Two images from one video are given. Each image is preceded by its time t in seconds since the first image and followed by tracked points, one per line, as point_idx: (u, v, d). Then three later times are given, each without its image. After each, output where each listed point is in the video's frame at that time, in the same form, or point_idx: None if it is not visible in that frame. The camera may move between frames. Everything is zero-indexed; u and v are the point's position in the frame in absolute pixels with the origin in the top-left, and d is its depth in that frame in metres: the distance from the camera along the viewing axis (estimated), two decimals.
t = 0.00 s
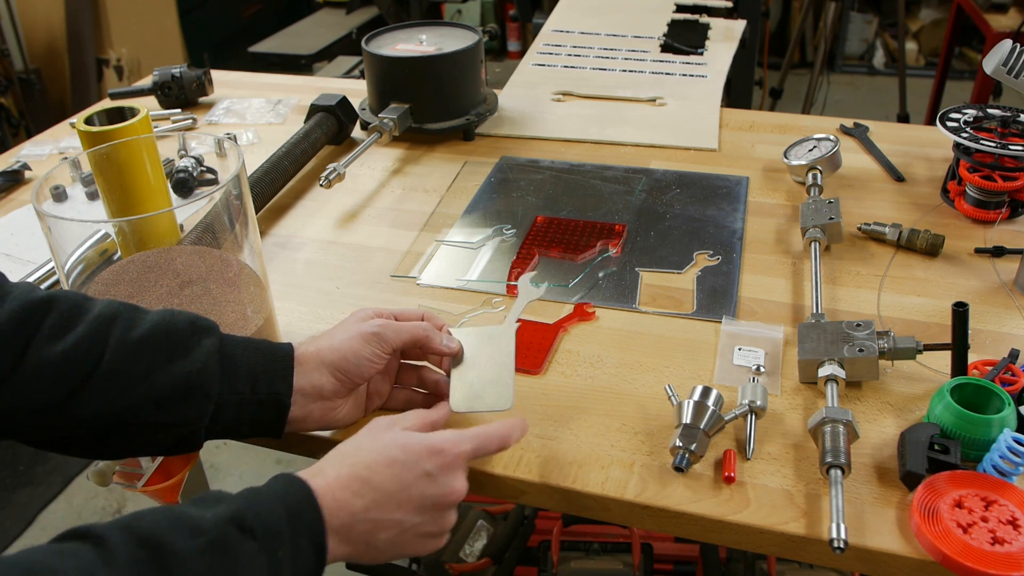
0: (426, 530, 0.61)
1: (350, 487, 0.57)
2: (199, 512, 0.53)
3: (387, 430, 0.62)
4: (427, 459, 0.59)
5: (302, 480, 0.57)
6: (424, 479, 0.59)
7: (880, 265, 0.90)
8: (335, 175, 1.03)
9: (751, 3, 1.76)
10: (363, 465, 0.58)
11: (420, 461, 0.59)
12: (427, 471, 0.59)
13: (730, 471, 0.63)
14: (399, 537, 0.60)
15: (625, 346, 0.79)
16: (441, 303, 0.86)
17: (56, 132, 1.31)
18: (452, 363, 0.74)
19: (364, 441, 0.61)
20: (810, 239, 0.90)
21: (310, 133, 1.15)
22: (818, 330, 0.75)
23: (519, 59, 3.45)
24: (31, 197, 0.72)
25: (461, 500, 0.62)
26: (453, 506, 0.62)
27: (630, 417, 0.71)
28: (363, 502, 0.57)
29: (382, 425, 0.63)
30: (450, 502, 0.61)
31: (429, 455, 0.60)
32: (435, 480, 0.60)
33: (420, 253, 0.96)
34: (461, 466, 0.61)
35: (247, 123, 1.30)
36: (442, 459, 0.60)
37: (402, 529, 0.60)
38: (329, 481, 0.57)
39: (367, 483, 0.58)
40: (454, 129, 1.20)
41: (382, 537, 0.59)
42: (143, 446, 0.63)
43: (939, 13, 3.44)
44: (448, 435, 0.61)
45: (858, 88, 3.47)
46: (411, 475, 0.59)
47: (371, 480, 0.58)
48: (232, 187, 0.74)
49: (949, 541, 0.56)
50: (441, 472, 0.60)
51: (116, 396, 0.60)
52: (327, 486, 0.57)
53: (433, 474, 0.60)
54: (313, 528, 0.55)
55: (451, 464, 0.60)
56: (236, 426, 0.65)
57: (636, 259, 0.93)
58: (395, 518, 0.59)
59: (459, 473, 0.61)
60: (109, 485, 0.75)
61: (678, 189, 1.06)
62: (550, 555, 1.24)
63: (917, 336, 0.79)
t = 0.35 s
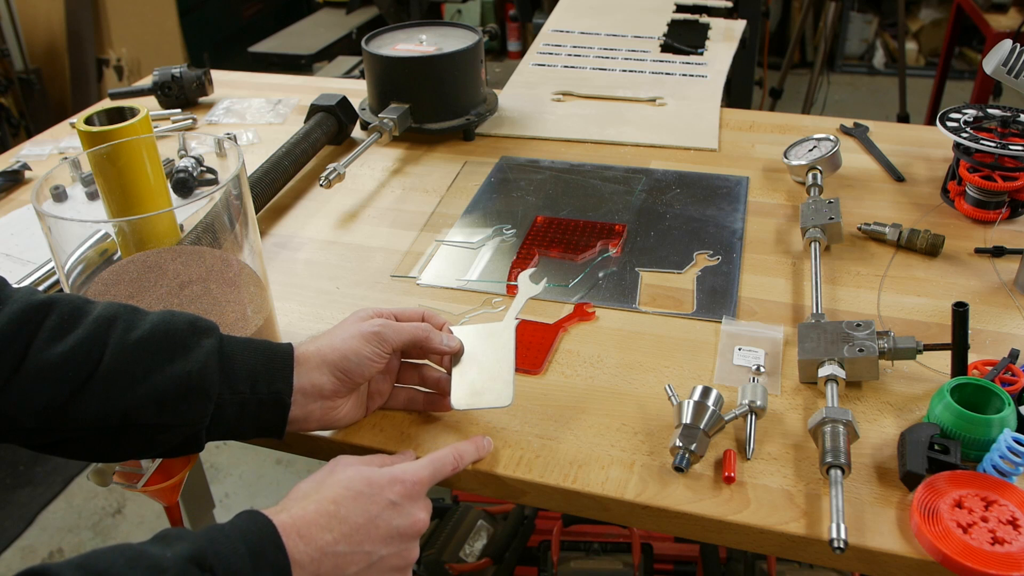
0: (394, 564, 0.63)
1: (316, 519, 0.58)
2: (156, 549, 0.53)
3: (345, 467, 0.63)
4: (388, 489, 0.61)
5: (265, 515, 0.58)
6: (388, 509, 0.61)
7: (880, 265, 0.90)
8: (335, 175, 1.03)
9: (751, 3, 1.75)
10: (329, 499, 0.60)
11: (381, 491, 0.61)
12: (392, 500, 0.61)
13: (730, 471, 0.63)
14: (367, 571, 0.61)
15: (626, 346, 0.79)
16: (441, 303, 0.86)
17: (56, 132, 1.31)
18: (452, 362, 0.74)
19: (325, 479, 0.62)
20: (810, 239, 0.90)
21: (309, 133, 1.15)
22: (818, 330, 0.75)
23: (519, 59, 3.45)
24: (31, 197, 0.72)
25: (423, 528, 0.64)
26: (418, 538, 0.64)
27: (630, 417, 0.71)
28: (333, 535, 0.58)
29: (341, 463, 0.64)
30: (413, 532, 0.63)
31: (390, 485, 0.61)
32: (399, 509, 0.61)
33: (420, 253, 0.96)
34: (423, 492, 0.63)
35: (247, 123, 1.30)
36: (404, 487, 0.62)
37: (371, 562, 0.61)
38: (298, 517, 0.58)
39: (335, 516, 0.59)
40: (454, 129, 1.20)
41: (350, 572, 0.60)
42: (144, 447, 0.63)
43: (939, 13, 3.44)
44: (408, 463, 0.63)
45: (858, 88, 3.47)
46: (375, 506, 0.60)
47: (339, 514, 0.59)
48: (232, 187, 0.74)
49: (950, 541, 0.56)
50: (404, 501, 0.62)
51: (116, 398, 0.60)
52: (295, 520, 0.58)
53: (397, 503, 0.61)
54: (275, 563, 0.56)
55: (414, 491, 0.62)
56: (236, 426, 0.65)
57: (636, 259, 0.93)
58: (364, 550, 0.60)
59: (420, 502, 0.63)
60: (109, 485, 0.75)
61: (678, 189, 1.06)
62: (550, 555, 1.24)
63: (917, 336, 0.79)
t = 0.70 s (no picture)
0: (394, 566, 0.62)
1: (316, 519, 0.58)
2: (153, 549, 0.53)
3: (346, 468, 0.63)
4: (390, 491, 0.61)
5: (265, 514, 0.58)
6: (390, 511, 0.61)
7: (880, 265, 0.90)
8: (335, 175, 1.03)
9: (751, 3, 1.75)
10: (329, 499, 0.60)
11: (381, 493, 0.61)
12: (392, 502, 0.61)
13: (730, 471, 0.63)
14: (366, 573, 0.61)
15: (626, 346, 0.79)
16: (441, 303, 0.86)
17: (56, 131, 1.31)
18: (452, 363, 0.73)
19: (326, 479, 0.62)
20: (810, 239, 0.90)
21: (310, 133, 1.15)
22: (818, 330, 0.75)
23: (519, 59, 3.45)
24: (31, 197, 0.72)
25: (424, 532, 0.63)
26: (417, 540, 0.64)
27: (630, 417, 0.71)
28: (332, 535, 0.58)
29: (342, 464, 0.64)
30: (413, 535, 0.63)
31: (391, 487, 0.61)
32: (400, 511, 0.61)
33: (420, 253, 0.96)
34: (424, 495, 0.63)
35: (247, 123, 1.30)
36: (405, 490, 0.61)
37: (370, 564, 0.60)
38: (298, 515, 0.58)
39: (335, 516, 0.59)
40: (454, 129, 1.20)
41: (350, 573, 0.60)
42: (144, 447, 0.63)
43: (939, 13, 3.44)
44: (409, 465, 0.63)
45: (858, 88, 3.47)
46: (377, 507, 0.60)
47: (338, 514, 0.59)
48: (232, 187, 0.74)
49: (950, 541, 0.56)
50: (405, 503, 0.62)
51: (116, 398, 0.60)
52: (295, 518, 0.58)
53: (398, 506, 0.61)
54: (274, 563, 0.55)
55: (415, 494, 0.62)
56: (236, 426, 0.65)
57: (636, 259, 0.93)
58: (363, 551, 0.60)
59: (420, 505, 0.63)
60: (110, 485, 0.75)
61: (679, 189, 1.06)
62: (550, 555, 1.24)
63: (917, 336, 0.79)
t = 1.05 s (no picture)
0: (394, 566, 0.62)
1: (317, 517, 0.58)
2: (153, 547, 0.54)
3: (347, 468, 0.63)
4: (391, 491, 0.61)
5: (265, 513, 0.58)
6: (390, 511, 0.61)
7: (880, 265, 0.90)
8: (335, 175, 1.03)
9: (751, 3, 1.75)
10: (330, 498, 0.60)
11: (382, 493, 0.61)
12: (393, 502, 0.61)
13: (730, 471, 0.63)
14: (366, 573, 0.61)
15: (626, 346, 0.79)
16: (441, 303, 0.86)
17: (56, 131, 1.31)
18: (451, 363, 0.73)
19: (327, 479, 0.62)
20: (810, 239, 0.90)
21: (310, 133, 1.15)
22: (818, 330, 0.75)
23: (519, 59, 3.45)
24: (31, 197, 0.72)
25: (424, 532, 0.63)
26: (417, 541, 0.64)
27: (630, 417, 0.71)
28: (333, 535, 0.58)
29: (342, 463, 0.64)
30: (414, 535, 0.63)
31: (392, 487, 0.61)
32: (401, 511, 0.62)
33: (420, 253, 0.96)
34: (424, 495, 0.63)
35: (247, 123, 1.30)
36: (406, 490, 0.62)
37: (370, 564, 0.60)
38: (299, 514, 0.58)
39: (335, 516, 0.59)
40: (454, 129, 1.20)
41: (349, 573, 0.60)
42: (142, 447, 0.63)
43: (939, 13, 3.44)
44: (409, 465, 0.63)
45: (858, 88, 3.47)
46: (377, 507, 0.60)
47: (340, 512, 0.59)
48: (232, 187, 0.74)
49: (950, 541, 0.56)
50: (406, 503, 0.62)
51: (114, 398, 0.60)
52: (295, 518, 0.58)
53: (398, 506, 0.61)
54: (273, 562, 0.55)
55: (416, 494, 0.62)
56: (234, 426, 0.65)
57: (636, 259, 0.93)
58: (364, 552, 0.60)
59: (421, 505, 0.63)
60: (110, 485, 0.76)
61: (679, 189, 1.06)
62: (550, 555, 1.24)
63: (917, 336, 0.79)
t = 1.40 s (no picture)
0: (394, 562, 0.62)
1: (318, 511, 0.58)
2: (152, 546, 0.53)
3: (348, 462, 0.63)
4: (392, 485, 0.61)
5: (266, 508, 0.58)
6: (392, 505, 0.61)
7: (879, 265, 0.90)
8: (335, 175, 1.03)
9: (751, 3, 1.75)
10: (332, 492, 0.60)
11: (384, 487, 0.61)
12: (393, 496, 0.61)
13: (730, 471, 0.63)
14: (367, 568, 0.61)
15: (626, 346, 0.79)
16: (441, 303, 0.86)
17: (56, 132, 1.31)
18: (450, 363, 0.73)
19: (327, 473, 0.62)
20: (810, 239, 0.90)
21: (310, 133, 1.15)
22: (818, 330, 0.75)
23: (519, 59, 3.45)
24: (31, 197, 0.72)
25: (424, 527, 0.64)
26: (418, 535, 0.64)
27: (630, 417, 0.71)
28: (335, 528, 0.58)
29: (342, 458, 0.64)
30: (414, 530, 0.63)
31: (394, 481, 0.61)
32: (402, 506, 0.62)
33: (420, 253, 0.96)
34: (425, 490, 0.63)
35: (247, 123, 1.30)
36: (407, 485, 0.62)
37: (371, 558, 0.60)
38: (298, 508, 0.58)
39: (337, 509, 0.59)
40: (454, 128, 1.20)
41: (350, 567, 0.59)
42: (141, 447, 0.63)
43: (939, 13, 3.44)
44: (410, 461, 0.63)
45: (858, 88, 3.47)
46: (379, 501, 0.60)
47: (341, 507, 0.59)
48: (232, 187, 0.74)
49: (950, 541, 0.56)
50: (407, 497, 0.62)
51: (113, 398, 0.60)
52: (296, 512, 0.58)
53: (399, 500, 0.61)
54: (274, 556, 0.55)
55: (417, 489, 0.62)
56: (234, 426, 0.65)
57: (636, 259, 0.93)
58: (365, 545, 0.60)
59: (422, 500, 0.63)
60: (110, 485, 0.76)
61: (679, 189, 1.06)
62: (550, 555, 1.24)
63: (917, 336, 0.79)
